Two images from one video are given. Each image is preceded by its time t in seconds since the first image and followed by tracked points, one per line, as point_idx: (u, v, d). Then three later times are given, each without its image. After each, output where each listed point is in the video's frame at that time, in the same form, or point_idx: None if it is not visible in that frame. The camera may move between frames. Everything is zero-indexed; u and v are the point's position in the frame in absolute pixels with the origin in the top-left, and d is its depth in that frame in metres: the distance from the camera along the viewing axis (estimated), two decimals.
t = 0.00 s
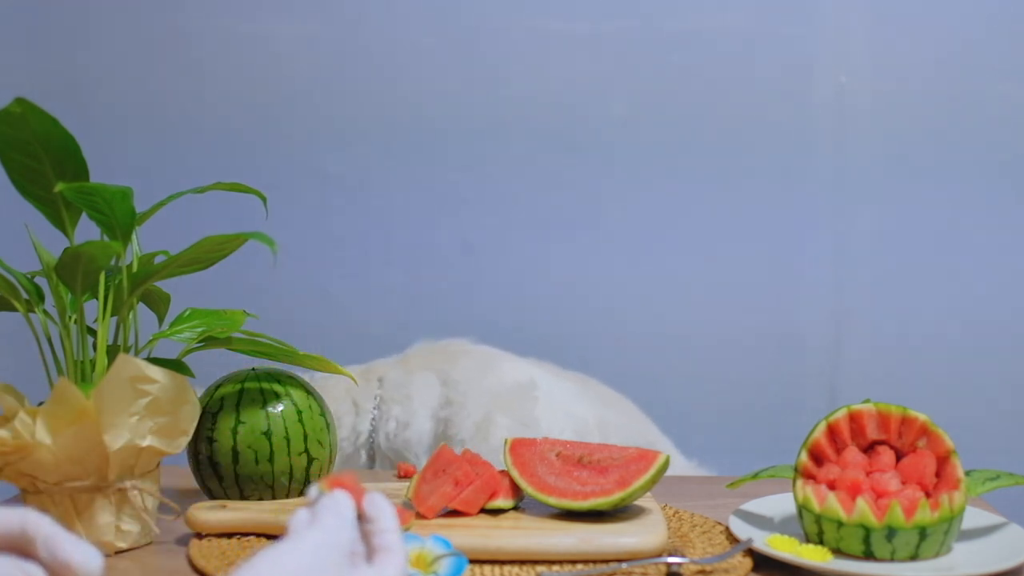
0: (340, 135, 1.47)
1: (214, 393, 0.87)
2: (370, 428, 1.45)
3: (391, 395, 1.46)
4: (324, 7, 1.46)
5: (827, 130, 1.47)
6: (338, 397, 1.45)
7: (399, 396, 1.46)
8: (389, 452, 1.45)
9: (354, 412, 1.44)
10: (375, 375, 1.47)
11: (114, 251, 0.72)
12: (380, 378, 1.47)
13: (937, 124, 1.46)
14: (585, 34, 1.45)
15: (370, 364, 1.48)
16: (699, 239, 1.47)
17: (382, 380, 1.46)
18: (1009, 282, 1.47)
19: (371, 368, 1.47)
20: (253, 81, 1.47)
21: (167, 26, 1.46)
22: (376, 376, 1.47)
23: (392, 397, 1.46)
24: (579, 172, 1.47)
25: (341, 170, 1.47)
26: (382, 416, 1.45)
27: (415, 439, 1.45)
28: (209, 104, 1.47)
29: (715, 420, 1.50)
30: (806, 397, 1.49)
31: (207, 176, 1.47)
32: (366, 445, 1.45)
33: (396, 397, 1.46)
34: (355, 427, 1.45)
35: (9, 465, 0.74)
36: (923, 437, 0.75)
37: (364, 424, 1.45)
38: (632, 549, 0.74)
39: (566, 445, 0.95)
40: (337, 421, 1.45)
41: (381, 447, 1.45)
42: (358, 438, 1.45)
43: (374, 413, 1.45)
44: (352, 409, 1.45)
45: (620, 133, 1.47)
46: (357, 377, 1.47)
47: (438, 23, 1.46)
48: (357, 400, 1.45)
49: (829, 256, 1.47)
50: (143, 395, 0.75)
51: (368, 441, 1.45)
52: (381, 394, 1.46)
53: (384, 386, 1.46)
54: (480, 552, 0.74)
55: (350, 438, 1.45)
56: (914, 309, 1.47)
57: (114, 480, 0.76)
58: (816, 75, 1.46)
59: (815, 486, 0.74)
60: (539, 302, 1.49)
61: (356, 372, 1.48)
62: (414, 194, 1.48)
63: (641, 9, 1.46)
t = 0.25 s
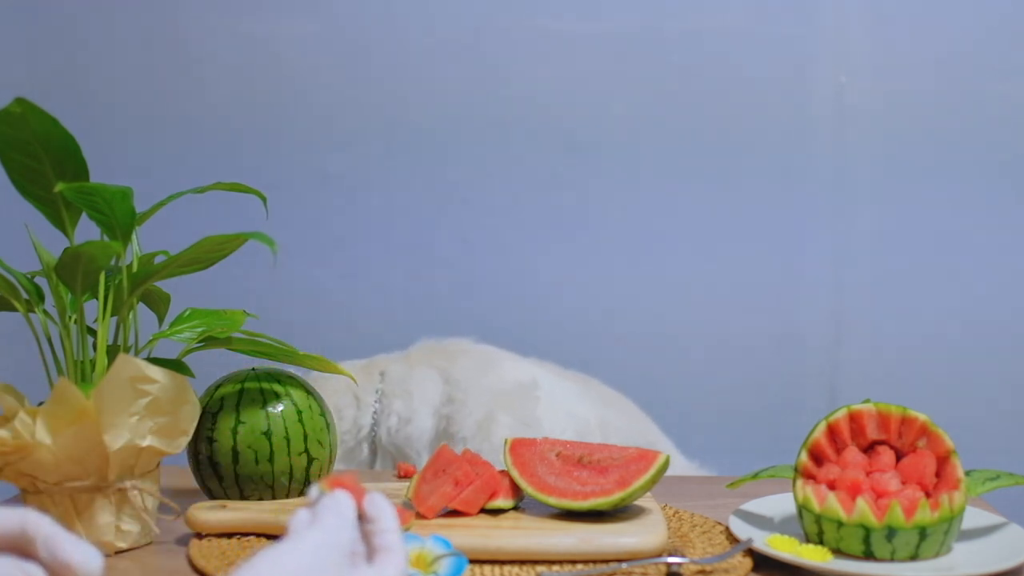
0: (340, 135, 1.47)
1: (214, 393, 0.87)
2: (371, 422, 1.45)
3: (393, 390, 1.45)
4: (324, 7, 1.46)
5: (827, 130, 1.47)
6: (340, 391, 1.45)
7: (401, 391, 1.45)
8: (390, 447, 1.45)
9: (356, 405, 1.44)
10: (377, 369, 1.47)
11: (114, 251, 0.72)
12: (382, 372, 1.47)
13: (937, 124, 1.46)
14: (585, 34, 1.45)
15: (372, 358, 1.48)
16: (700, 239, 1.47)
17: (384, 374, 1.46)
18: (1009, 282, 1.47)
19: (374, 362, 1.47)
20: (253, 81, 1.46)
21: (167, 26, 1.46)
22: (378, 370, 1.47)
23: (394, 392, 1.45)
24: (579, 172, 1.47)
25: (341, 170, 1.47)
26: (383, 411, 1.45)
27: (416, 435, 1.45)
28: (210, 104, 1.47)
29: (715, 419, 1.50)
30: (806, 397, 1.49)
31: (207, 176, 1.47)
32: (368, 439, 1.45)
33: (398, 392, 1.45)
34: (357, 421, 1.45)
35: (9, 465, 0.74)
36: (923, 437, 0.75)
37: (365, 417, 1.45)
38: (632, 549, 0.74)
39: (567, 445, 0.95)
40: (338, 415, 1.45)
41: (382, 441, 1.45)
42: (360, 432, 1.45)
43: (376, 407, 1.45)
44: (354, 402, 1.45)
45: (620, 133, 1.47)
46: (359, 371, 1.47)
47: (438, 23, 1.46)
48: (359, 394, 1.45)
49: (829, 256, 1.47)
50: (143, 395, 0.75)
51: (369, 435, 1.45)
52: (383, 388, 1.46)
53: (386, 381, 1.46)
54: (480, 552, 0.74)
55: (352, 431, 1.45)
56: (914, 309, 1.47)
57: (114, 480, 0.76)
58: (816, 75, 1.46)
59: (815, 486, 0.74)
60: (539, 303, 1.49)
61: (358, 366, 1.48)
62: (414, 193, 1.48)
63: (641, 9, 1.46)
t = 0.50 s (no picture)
0: (340, 135, 1.47)
1: (214, 393, 0.87)
2: (373, 424, 1.40)
3: (395, 390, 1.43)
4: (324, 8, 1.46)
5: (827, 130, 1.47)
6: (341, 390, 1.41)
7: (402, 392, 1.42)
8: (392, 449, 1.39)
9: (358, 406, 1.40)
10: (378, 371, 1.46)
11: (114, 250, 0.72)
12: (383, 374, 1.45)
13: (937, 124, 1.47)
14: (585, 34, 1.46)
15: (373, 360, 1.48)
16: (700, 239, 1.47)
17: (386, 375, 1.45)
18: (1010, 283, 1.47)
19: (374, 364, 1.47)
20: (253, 81, 1.47)
21: (167, 26, 1.47)
22: (379, 372, 1.46)
23: (396, 392, 1.42)
24: (579, 171, 1.47)
25: (341, 170, 1.47)
26: (385, 412, 1.40)
27: (418, 437, 1.40)
28: (210, 105, 1.47)
29: (715, 420, 1.50)
30: (806, 397, 1.49)
31: (208, 177, 1.48)
32: (370, 442, 1.40)
33: (400, 393, 1.42)
34: (359, 423, 1.40)
35: (9, 465, 0.73)
36: (923, 437, 0.75)
37: (367, 419, 1.40)
38: (632, 549, 0.74)
39: (567, 445, 0.95)
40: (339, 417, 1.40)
41: (384, 443, 1.40)
42: (362, 434, 1.40)
43: (377, 408, 1.40)
44: (355, 404, 1.40)
45: (620, 133, 1.47)
46: (360, 373, 1.46)
47: (438, 24, 1.46)
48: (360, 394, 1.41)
49: (830, 256, 1.47)
50: (143, 396, 0.73)
51: (371, 437, 1.40)
52: (385, 389, 1.43)
53: (387, 381, 1.44)
54: (480, 552, 0.74)
55: (354, 434, 1.40)
56: (914, 309, 1.47)
57: (114, 480, 0.75)
58: (816, 75, 1.46)
59: (815, 486, 0.74)
60: (539, 303, 1.49)
61: (358, 368, 1.47)
62: (414, 194, 1.48)
63: (641, 10, 1.46)
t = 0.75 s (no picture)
0: (340, 135, 1.47)
1: (214, 393, 0.87)
2: (373, 426, 1.42)
3: (395, 392, 1.44)
4: (324, 8, 1.46)
5: (827, 130, 1.47)
6: (341, 394, 1.42)
7: (402, 394, 1.43)
8: (392, 451, 1.41)
9: (357, 409, 1.42)
10: (378, 372, 1.46)
11: (114, 251, 0.72)
12: (383, 375, 1.46)
13: (937, 124, 1.47)
14: (585, 34, 1.46)
15: (373, 361, 1.48)
16: (700, 239, 1.47)
17: (385, 377, 1.45)
18: (1010, 283, 1.47)
19: (374, 365, 1.47)
20: (253, 81, 1.47)
21: (167, 26, 1.47)
22: (379, 373, 1.46)
23: (396, 394, 1.43)
24: (579, 171, 1.47)
25: (341, 170, 1.47)
26: (385, 415, 1.42)
27: (418, 438, 1.42)
28: (210, 105, 1.47)
29: (715, 420, 1.50)
30: (806, 397, 1.50)
31: (208, 177, 1.48)
32: (370, 444, 1.42)
33: (400, 394, 1.43)
34: (360, 425, 1.42)
35: (9, 465, 0.73)
36: (923, 437, 0.75)
37: (367, 422, 1.42)
38: (632, 549, 0.74)
39: (566, 445, 0.95)
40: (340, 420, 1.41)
41: (384, 445, 1.41)
42: (362, 437, 1.42)
43: (377, 411, 1.42)
44: (356, 407, 1.42)
45: (620, 133, 1.47)
46: (360, 375, 1.46)
47: (438, 23, 1.46)
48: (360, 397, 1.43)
49: (829, 256, 1.47)
50: (143, 395, 0.73)
51: (371, 440, 1.42)
52: (385, 391, 1.44)
53: (387, 384, 1.45)
54: (480, 552, 0.74)
55: (354, 437, 1.42)
56: (914, 309, 1.47)
57: (114, 480, 0.75)
58: (816, 75, 1.46)
59: (815, 486, 0.74)
60: (539, 303, 1.49)
61: (358, 370, 1.47)
62: (414, 194, 1.48)
63: (641, 10, 1.46)
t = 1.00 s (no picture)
0: (340, 135, 1.47)
1: (214, 393, 0.87)
2: (376, 432, 1.44)
3: (396, 397, 1.45)
4: (324, 8, 1.46)
5: (827, 130, 1.47)
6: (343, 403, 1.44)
7: (403, 397, 1.45)
8: (396, 456, 1.44)
9: (360, 418, 1.44)
10: (378, 379, 1.47)
11: (114, 251, 0.72)
12: (383, 382, 1.47)
13: (936, 124, 1.47)
14: (585, 34, 1.46)
15: (373, 369, 1.48)
16: (700, 239, 1.47)
17: (386, 383, 1.47)
18: (1010, 283, 1.47)
19: (374, 371, 1.48)
20: (253, 81, 1.47)
21: (167, 26, 1.47)
22: (379, 380, 1.47)
23: (397, 399, 1.45)
24: (579, 171, 1.47)
25: (341, 170, 1.47)
26: (387, 420, 1.44)
27: (421, 441, 1.44)
28: (210, 105, 1.47)
29: (714, 420, 1.50)
30: (806, 397, 1.50)
31: (208, 177, 1.48)
32: (373, 451, 1.44)
33: (401, 398, 1.45)
34: (363, 432, 1.44)
35: (10, 465, 0.73)
36: (923, 437, 0.75)
37: (370, 429, 1.44)
38: (632, 549, 0.74)
39: (566, 445, 0.95)
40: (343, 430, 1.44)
41: (387, 450, 1.44)
42: (366, 444, 1.44)
43: (379, 417, 1.44)
44: (358, 415, 1.44)
45: (620, 133, 1.47)
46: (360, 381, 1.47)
47: (438, 23, 1.46)
48: (362, 405, 1.45)
49: (830, 256, 1.47)
50: (143, 395, 0.73)
51: (374, 446, 1.44)
52: (385, 397, 1.46)
53: (388, 390, 1.46)
54: (480, 552, 0.74)
55: (358, 445, 1.44)
56: (914, 309, 1.47)
57: (114, 480, 0.75)
58: (816, 76, 1.46)
59: (815, 486, 0.74)
60: (538, 303, 1.49)
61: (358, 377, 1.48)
62: (414, 194, 1.48)
63: (641, 10, 1.46)
